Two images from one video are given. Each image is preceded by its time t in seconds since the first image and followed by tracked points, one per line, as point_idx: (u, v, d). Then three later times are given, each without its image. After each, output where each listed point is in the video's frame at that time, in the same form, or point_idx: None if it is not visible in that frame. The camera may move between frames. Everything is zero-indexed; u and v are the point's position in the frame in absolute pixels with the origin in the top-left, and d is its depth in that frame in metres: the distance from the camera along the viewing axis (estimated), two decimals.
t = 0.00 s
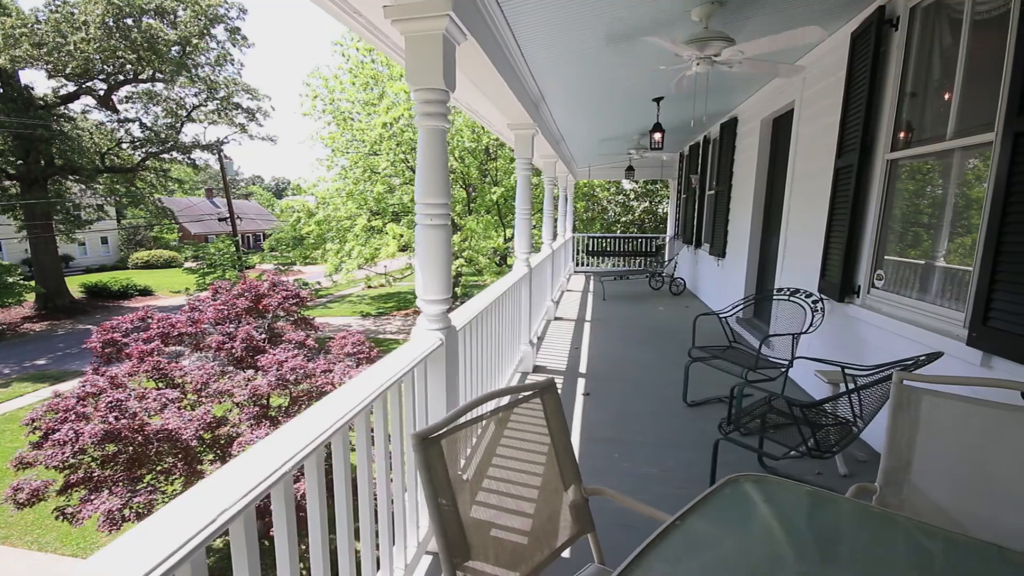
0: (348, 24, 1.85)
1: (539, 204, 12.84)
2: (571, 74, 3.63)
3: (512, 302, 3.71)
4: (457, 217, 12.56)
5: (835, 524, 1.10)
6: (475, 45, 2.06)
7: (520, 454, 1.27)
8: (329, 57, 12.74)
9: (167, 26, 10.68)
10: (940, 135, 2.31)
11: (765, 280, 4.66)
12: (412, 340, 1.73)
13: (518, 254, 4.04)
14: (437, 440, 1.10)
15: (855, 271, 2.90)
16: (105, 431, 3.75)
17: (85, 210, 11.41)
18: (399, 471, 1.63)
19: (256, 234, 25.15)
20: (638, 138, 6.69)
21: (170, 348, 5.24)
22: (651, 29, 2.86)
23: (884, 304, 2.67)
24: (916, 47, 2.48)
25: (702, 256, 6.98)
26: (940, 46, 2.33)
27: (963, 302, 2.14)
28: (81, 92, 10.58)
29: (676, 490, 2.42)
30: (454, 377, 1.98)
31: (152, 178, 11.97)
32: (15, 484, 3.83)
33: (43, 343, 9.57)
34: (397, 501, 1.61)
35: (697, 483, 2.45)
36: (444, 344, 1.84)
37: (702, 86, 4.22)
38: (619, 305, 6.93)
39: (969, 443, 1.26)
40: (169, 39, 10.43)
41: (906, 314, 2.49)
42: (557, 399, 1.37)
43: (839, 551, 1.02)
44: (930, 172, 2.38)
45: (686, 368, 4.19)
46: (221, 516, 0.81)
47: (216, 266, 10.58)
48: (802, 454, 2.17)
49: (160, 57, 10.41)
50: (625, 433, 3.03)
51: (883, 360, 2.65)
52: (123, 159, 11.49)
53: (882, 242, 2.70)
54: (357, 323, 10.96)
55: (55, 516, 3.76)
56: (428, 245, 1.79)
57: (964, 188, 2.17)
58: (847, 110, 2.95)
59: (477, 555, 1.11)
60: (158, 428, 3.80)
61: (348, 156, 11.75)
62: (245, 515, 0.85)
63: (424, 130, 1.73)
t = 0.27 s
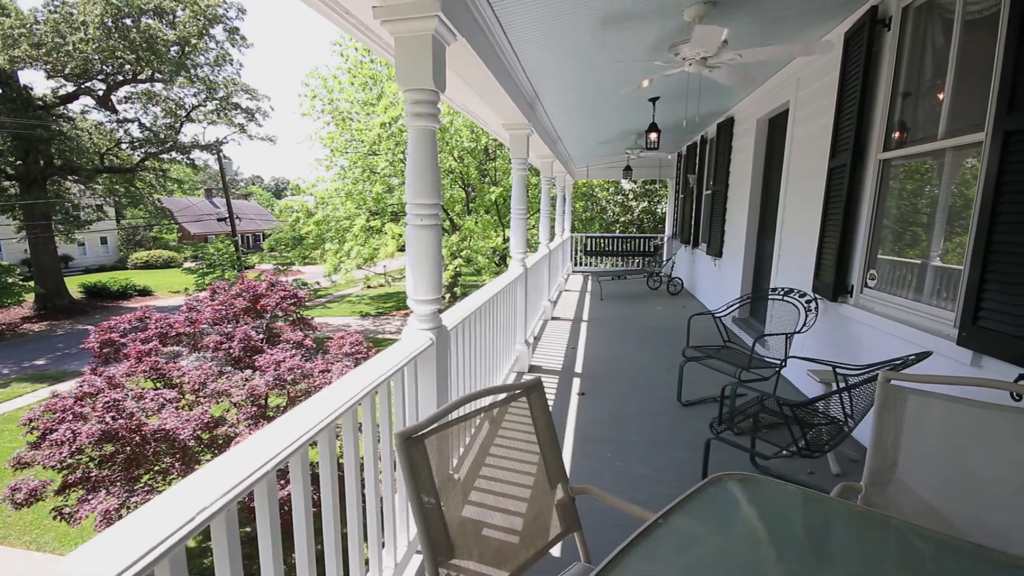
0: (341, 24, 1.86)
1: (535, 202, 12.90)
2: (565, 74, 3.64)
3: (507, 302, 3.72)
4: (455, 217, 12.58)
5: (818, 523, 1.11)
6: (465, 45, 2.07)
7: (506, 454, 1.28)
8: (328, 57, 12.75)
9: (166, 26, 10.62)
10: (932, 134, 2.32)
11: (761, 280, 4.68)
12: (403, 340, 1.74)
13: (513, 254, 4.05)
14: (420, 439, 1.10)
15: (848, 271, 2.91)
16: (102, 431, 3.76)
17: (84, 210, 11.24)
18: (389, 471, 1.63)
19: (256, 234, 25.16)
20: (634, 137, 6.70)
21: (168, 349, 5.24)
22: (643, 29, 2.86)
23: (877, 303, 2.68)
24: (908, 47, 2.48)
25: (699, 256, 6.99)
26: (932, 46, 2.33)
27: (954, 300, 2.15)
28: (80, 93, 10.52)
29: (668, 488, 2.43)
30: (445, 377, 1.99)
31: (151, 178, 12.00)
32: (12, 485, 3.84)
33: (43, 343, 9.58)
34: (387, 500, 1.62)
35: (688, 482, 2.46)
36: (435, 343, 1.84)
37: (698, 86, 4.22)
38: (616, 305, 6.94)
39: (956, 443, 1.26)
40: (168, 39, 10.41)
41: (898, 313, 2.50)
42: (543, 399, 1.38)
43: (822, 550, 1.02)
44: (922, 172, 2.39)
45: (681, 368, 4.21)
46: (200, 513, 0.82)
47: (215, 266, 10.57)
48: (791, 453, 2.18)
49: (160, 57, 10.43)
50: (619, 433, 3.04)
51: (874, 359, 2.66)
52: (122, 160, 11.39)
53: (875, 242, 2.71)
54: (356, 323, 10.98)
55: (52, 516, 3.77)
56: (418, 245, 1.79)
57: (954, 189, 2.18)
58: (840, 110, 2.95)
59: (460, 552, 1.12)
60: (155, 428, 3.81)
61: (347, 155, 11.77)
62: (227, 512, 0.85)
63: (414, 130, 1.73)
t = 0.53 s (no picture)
0: (334, 26, 1.87)
1: (532, 201, 12.94)
2: (560, 75, 3.65)
3: (503, 302, 3.72)
4: (455, 216, 12.59)
5: (802, 522, 1.11)
6: (457, 46, 2.07)
7: (493, 454, 1.28)
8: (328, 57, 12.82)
9: (165, 26, 10.67)
10: (924, 135, 2.32)
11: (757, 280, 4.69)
12: (393, 340, 1.75)
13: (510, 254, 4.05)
14: (405, 438, 1.10)
15: (841, 271, 2.91)
16: (101, 431, 3.77)
17: (84, 210, 11.04)
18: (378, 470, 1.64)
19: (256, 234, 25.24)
20: (632, 138, 6.72)
21: (166, 349, 5.24)
22: (635, 29, 2.87)
23: (869, 303, 2.69)
24: (901, 47, 2.49)
25: (697, 256, 7.00)
26: (925, 45, 2.34)
27: (944, 300, 2.15)
28: (79, 93, 10.41)
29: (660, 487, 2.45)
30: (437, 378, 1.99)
31: (150, 178, 11.78)
32: (11, 484, 3.85)
33: (43, 343, 9.61)
34: (377, 500, 1.62)
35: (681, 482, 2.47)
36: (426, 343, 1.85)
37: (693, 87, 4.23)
38: (614, 305, 6.95)
39: (945, 442, 1.25)
40: (167, 40, 10.46)
41: (891, 313, 2.50)
42: (530, 399, 1.39)
43: (803, 548, 1.03)
44: (913, 172, 2.40)
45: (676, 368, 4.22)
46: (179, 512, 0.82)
47: (215, 266, 10.57)
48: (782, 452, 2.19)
49: (159, 58, 10.45)
50: (614, 432, 3.05)
51: (867, 359, 2.66)
52: (122, 160, 11.25)
53: (867, 242, 2.72)
54: (355, 323, 11.01)
55: (51, 515, 3.78)
56: (408, 245, 1.80)
57: (945, 189, 2.19)
58: (833, 110, 2.96)
59: (443, 550, 1.12)
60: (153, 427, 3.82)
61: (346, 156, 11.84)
62: (206, 511, 0.85)
63: (404, 131, 1.74)
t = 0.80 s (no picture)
0: (325, 26, 1.87)
1: (529, 201, 12.96)
2: (555, 76, 3.67)
3: (498, 303, 3.72)
4: (454, 217, 12.57)
5: (788, 522, 1.11)
6: (447, 46, 2.08)
7: (478, 454, 1.29)
8: (327, 58, 12.86)
9: (164, 27, 10.67)
10: (917, 134, 2.32)
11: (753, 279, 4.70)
12: (383, 340, 1.76)
13: (506, 254, 4.06)
14: (389, 438, 1.11)
15: (835, 271, 2.92)
16: (98, 431, 3.77)
17: (85, 211, 10.85)
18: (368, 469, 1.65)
19: (256, 235, 25.30)
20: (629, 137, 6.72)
21: (165, 349, 5.27)
22: (628, 29, 2.87)
23: (863, 303, 2.69)
24: (894, 47, 2.50)
25: (694, 255, 7.02)
26: (918, 45, 2.34)
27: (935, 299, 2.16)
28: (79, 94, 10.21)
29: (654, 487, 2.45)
30: (428, 377, 2.00)
31: (150, 178, 11.73)
32: (9, 485, 3.84)
33: (43, 343, 9.63)
34: (367, 500, 1.63)
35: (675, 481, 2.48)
36: (416, 344, 1.86)
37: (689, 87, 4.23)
38: (612, 305, 6.96)
39: (932, 442, 1.26)
40: (167, 40, 10.43)
41: (885, 313, 2.50)
42: (517, 398, 1.40)
43: (786, 547, 1.03)
44: (905, 173, 2.41)
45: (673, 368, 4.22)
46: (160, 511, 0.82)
47: (215, 266, 10.57)
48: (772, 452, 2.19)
49: (158, 59, 10.41)
50: (608, 432, 3.05)
51: (860, 358, 2.67)
52: (122, 160, 11.12)
53: (861, 242, 2.72)
54: (355, 323, 11.03)
55: (49, 516, 3.78)
56: (398, 245, 1.80)
57: (937, 189, 2.20)
58: (827, 110, 2.96)
59: (427, 548, 1.13)
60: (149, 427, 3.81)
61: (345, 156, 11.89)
62: (188, 509, 0.86)
63: (393, 132, 1.74)
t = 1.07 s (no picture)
0: (315, 25, 1.87)
1: (527, 201, 12.98)
2: (550, 76, 3.68)
3: (493, 303, 3.73)
4: (453, 217, 12.57)
5: (770, 520, 1.12)
6: (438, 46, 2.08)
7: (464, 453, 1.31)
8: (326, 58, 12.89)
9: (163, 26, 10.54)
10: (909, 134, 2.33)
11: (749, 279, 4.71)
12: (373, 339, 1.77)
13: (501, 254, 4.06)
14: (373, 437, 1.12)
15: (828, 271, 2.93)
16: (95, 431, 3.77)
17: (84, 211, 10.85)
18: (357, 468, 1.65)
19: (256, 236, 25.34)
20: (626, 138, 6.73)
21: (163, 350, 5.24)
22: (622, 28, 2.87)
23: (856, 302, 2.70)
24: (886, 47, 2.50)
25: (692, 255, 7.04)
26: (910, 45, 2.34)
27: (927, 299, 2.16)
28: (79, 94, 10.21)
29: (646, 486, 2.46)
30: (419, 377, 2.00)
31: (149, 179, 11.71)
32: (7, 485, 3.84)
33: (42, 343, 9.63)
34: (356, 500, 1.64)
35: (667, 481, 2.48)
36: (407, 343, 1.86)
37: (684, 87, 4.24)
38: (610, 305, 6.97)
39: (915, 440, 1.27)
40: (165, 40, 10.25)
41: (878, 313, 2.51)
42: (504, 397, 1.41)
43: (770, 547, 1.04)
44: (897, 173, 2.42)
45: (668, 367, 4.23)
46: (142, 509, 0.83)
47: (215, 266, 10.56)
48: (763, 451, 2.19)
49: (157, 59, 10.27)
50: (602, 432, 3.06)
51: (853, 358, 2.67)
52: (122, 160, 11.10)
53: (854, 242, 2.72)
54: (354, 323, 11.05)
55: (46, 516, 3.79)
56: (389, 245, 1.81)
57: (929, 189, 2.20)
58: (821, 110, 2.97)
59: (410, 545, 1.14)
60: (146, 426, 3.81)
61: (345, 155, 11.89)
62: (170, 507, 0.86)
63: (384, 132, 1.74)
